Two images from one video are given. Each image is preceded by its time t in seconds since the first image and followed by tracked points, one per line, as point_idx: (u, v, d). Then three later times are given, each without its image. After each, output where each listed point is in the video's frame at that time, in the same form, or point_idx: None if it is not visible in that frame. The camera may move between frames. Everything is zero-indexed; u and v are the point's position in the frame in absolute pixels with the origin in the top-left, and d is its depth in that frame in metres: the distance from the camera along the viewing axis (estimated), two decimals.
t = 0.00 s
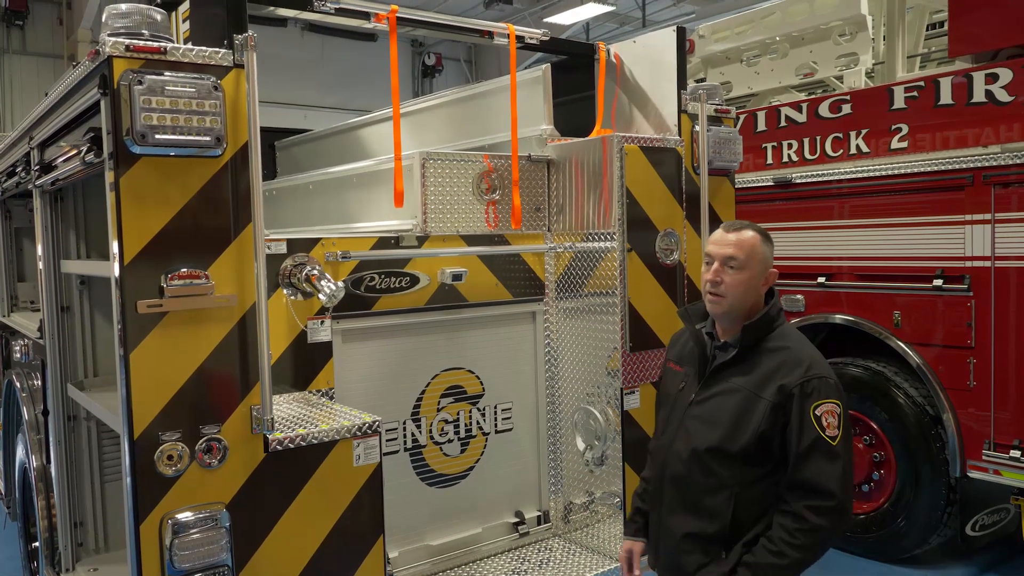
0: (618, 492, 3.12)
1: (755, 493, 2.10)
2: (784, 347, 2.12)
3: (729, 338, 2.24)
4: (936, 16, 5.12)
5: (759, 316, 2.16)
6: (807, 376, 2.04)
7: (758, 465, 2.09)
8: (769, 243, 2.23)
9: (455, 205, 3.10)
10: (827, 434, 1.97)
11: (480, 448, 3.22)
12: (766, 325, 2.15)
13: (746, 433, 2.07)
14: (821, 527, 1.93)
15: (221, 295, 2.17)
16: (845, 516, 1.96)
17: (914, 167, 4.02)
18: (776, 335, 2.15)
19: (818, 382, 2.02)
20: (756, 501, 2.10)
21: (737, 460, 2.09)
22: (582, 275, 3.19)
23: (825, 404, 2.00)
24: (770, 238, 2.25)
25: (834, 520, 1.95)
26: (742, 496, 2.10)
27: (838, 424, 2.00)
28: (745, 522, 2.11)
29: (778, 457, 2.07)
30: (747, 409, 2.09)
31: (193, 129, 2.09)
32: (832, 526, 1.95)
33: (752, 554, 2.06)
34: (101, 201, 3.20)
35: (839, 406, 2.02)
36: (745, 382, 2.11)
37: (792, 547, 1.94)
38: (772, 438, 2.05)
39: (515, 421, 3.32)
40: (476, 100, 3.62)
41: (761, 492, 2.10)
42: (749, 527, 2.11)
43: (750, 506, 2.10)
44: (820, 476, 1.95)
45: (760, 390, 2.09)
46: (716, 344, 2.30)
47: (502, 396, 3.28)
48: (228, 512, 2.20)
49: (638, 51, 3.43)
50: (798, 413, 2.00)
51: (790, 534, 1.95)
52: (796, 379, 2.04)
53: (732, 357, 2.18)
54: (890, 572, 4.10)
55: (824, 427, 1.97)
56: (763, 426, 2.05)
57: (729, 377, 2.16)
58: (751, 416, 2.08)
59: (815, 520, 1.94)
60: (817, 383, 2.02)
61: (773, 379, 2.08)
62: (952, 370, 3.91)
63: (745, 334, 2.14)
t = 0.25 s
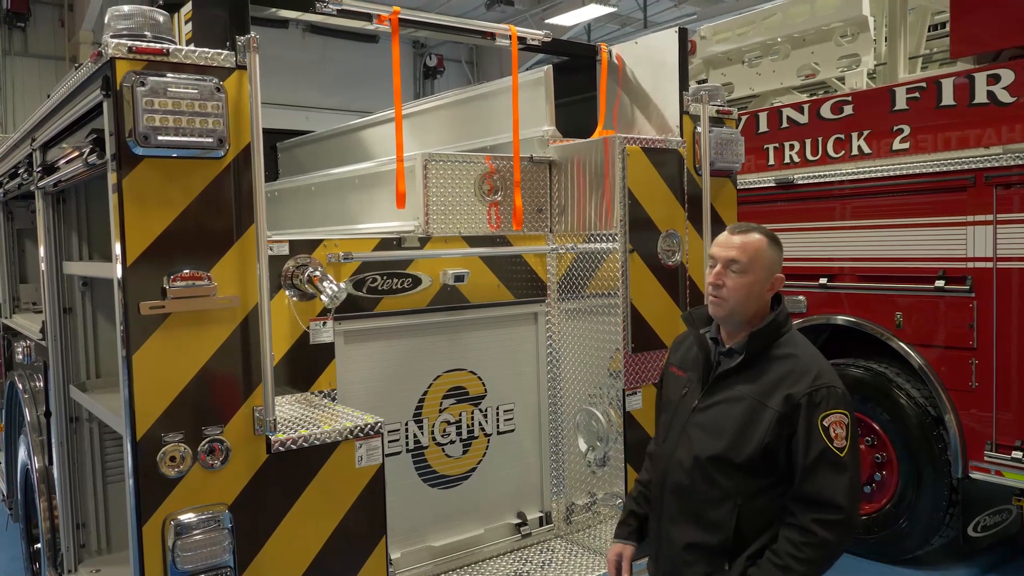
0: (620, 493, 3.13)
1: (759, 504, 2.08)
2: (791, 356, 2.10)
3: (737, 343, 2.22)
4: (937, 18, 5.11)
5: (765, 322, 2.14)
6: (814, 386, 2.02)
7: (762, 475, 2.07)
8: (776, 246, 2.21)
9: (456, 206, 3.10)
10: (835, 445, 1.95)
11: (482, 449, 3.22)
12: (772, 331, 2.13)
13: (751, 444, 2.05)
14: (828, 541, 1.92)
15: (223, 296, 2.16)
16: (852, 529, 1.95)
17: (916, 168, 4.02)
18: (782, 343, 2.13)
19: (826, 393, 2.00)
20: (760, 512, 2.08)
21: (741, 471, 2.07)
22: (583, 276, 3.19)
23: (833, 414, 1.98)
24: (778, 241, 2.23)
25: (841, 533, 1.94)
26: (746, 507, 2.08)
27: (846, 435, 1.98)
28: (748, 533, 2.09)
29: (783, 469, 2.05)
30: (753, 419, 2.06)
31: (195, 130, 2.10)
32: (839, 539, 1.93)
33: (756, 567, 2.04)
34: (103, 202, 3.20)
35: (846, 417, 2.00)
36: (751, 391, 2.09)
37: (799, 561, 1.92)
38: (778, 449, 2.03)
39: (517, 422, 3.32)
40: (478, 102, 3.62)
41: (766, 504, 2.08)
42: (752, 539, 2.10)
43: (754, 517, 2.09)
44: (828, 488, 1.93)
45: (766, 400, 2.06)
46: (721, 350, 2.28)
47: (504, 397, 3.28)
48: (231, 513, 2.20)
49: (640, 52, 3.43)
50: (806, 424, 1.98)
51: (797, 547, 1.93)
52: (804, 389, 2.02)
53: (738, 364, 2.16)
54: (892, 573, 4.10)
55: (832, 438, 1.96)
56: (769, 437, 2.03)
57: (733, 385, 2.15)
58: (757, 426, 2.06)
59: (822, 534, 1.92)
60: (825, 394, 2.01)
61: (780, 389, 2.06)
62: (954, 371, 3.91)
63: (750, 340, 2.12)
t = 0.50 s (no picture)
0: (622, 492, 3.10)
1: (763, 510, 2.08)
2: (795, 360, 2.10)
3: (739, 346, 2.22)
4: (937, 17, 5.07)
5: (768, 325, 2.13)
6: (818, 391, 2.02)
7: (766, 481, 2.07)
8: (779, 247, 2.20)
9: (457, 207, 3.10)
10: (840, 450, 1.95)
11: (484, 450, 3.22)
12: (775, 334, 2.12)
13: (755, 449, 2.05)
14: (834, 547, 1.92)
15: (225, 296, 2.17)
16: (858, 535, 1.95)
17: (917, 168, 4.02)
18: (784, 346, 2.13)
19: (830, 397, 2.00)
20: (764, 518, 2.08)
21: (745, 476, 2.07)
22: (585, 276, 3.19)
23: (838, 419, 1.98)
24: (780, 242, 2.22)
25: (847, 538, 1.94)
26: (749, 512, 2.07)
27: (851, 440, 1.99)
28: (751, 539, 2.09)
29: (787, 474, 2.05)
30: (757, 424, 2.06)
31: (197, 131, 2.10)
32: (845, 545, 1.93)
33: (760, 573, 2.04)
34: (105, 203, 3.21)
35: (851, 422, 2.00)
36: (754, 396, 2.09)
37: (805, 567, 1.92)
38: (782, 454, 2.03)
39: (519, 422, 3.32)
40: (479, 102, 3.62)
41: (769, 509, 2.07)
42: (756, 545, 2.09)
43: (758, 523, 2.08)
44: (833, 493, 1.93)
45: (770, 404, 2.06)
46: (722, 353, 2.28)
47: (505, 398, 3.28)
48: (233, 513, 2.20)
49: (641, 53, 3.43)
50: (811, 429, 1.98)
51: (803, 553, 1.93)
52: (808, 394, 2.02)
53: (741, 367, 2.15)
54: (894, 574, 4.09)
55: (837, 443, 1.96)
56: (773, 442, 2.03)
57: (735, 389, 2.14)
58: (760, 431, 2.05)
59: (828, 539, 1.92)
60: (830, 398, 2.00)
61: (783, 394, 2.05)
62: (956, 371, 3.90)
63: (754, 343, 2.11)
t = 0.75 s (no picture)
0: (624, 493, 3.11)
1: (766, 512, 2.07)
2: (798, 362, 2.10)
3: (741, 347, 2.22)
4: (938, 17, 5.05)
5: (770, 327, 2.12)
6: (823, 393, 2.02)
7: (769, 484, 2.07)
8: (781, 249, 2.20)
9: (459, 207, 3.10)
10: (845, 453, 1.96)
11: (486, 450, 3.22)
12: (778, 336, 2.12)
13: (759, 452, 2.04)
14: (839, 550, 1.92)
15: (227, 297, 2.17)
16: (863, 537, 1.95)
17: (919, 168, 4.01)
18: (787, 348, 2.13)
19: (834, 400, 2.00)
20: (767, 521, 2.07)
21: (749, 479, 2.06)
22: (587, 277, 3.19)
23: (842, 422, 1.98)
24: (783, 243, 2.22)
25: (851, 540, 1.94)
26: (753, 514, 2.07)
27: (855, 442, 1.99)
28: (755, 542, 2.08)
29: (791, 476, 2.05)
30: (761, 427, 2.06)
31: (199, 132, 2.10)
32: (850, 547, 1.93)
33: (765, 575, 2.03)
34: (106, 204, 3.21)
35: (855, 424, 2.00)
36: (758, 399, 2.09)
37: (810, 570, 1.92)
38: (786, 457, 2.03)
39: (521, 423, 3.32)
40: (481, 103, 3.62)
41: (773, 512, 2.07)
42: (760, 547, 2.08)
43: (762, 525, 2.07)
44: (838, 496, 1.93)
45: (774, 407, 2.06)
46: (725, 356, 2.28)
47: (507, 398, 3.28)
48: (235, 513, 2.20)
49: (642, 53, 3.43)
50: (816, 432, 1.98)
51: (808, 556, 1.93)
52: (812, 397, 2.01)
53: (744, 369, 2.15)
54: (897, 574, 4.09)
55: (841, 446, 1.96)
56: (777, 445, 2.02)
57: (739, 391, 2.14)
58: (764, 433, 2.05)
59: (834, 542, 1.92)
60: (834, 401, 2.00)
61: (788, 397, 2.05)
62: (958, 371, 3.90)
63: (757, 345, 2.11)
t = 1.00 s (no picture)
0: (625, 493, 3.12)
1: (770, 513, 2.07)
2: (800, 361, 2.09)
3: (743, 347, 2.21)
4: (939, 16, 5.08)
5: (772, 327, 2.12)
6: (825, 393, 2.01)
7: (772, 484, 2.07)
8: (783, 249, 2.20)
9: (459, 207, 3.10)
10: (848, 453, 1.96)
11: (487, 450, 3.21)
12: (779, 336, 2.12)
13: (762, 453, 2.04)
14: (843, 550, 1.92)
15: (227, 298, 2.17)
16: (866, 537, 1.95)
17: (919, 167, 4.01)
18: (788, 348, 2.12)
19: (837, 400, 1.99)
20: (771, 521, 2.07)
21: (752, 480, 2.06)
22: (587, 277, 3.19)
23: (845, 422, 1.98)
24: (784, 243, 2.21)
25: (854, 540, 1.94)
26: (756, 515, 2.06)
27: (857, 442, 1.99)
28: (759, 542, 2.08)
29: (794, 477, 2.05)
30: (763, 427, 2.06)
31: (198, 133, 2.10)
32: (853, 547, 1.93)
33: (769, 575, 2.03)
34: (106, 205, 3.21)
35: (857, 424, 2.00)
36: (760, 399, 2.08)
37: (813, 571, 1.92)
38: (789, 457, 2.02)
39: (522, 423, 3.32)
40: (481, 103, 3.62)
41: (776, 512, 2.07)
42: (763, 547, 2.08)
43: (765, 526, 2.07)
44: (842, 496, 1.93)
45: (776, 408, 2.05)
46: (727, 356, 2.27)
47: (508, 398, 3.28)
48: (236, 514, 2.20)
49: (642, 52, 3.43)
50: (818, 433, 1.97)
51: (812, 556, 1.93)
52: (814, 398, 2.01)
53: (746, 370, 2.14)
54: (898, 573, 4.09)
55: (844, 446, 1.96)
56: (780, 445, 2.02)
57: (741, 392, 2.14)
58: (767, 434, 2.05)
59: (837, 542, 1.92)
60: (836, 401, 2.00)
61: (790, 397, 2.04)
62: (960, 370, 3.90)
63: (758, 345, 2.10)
